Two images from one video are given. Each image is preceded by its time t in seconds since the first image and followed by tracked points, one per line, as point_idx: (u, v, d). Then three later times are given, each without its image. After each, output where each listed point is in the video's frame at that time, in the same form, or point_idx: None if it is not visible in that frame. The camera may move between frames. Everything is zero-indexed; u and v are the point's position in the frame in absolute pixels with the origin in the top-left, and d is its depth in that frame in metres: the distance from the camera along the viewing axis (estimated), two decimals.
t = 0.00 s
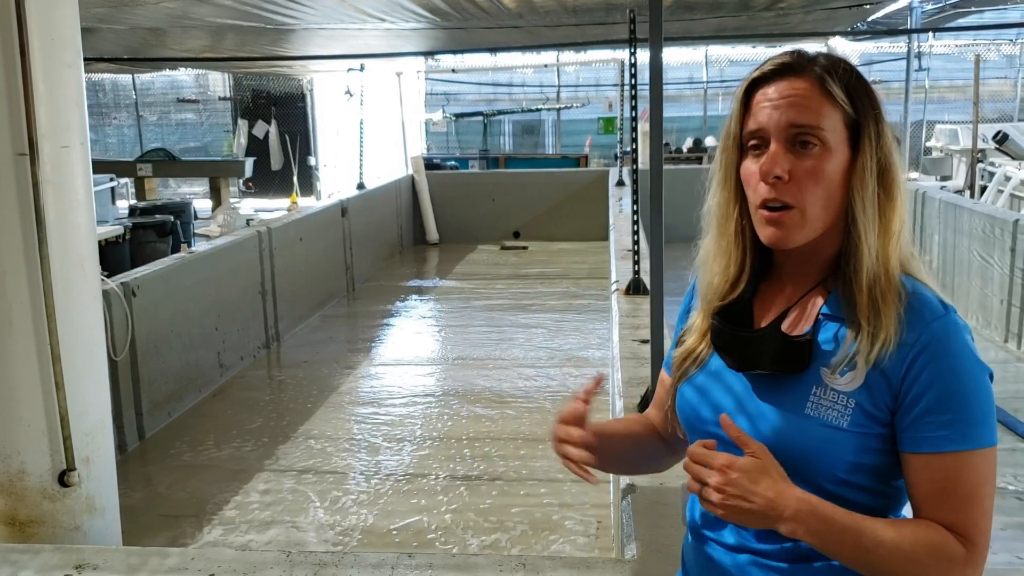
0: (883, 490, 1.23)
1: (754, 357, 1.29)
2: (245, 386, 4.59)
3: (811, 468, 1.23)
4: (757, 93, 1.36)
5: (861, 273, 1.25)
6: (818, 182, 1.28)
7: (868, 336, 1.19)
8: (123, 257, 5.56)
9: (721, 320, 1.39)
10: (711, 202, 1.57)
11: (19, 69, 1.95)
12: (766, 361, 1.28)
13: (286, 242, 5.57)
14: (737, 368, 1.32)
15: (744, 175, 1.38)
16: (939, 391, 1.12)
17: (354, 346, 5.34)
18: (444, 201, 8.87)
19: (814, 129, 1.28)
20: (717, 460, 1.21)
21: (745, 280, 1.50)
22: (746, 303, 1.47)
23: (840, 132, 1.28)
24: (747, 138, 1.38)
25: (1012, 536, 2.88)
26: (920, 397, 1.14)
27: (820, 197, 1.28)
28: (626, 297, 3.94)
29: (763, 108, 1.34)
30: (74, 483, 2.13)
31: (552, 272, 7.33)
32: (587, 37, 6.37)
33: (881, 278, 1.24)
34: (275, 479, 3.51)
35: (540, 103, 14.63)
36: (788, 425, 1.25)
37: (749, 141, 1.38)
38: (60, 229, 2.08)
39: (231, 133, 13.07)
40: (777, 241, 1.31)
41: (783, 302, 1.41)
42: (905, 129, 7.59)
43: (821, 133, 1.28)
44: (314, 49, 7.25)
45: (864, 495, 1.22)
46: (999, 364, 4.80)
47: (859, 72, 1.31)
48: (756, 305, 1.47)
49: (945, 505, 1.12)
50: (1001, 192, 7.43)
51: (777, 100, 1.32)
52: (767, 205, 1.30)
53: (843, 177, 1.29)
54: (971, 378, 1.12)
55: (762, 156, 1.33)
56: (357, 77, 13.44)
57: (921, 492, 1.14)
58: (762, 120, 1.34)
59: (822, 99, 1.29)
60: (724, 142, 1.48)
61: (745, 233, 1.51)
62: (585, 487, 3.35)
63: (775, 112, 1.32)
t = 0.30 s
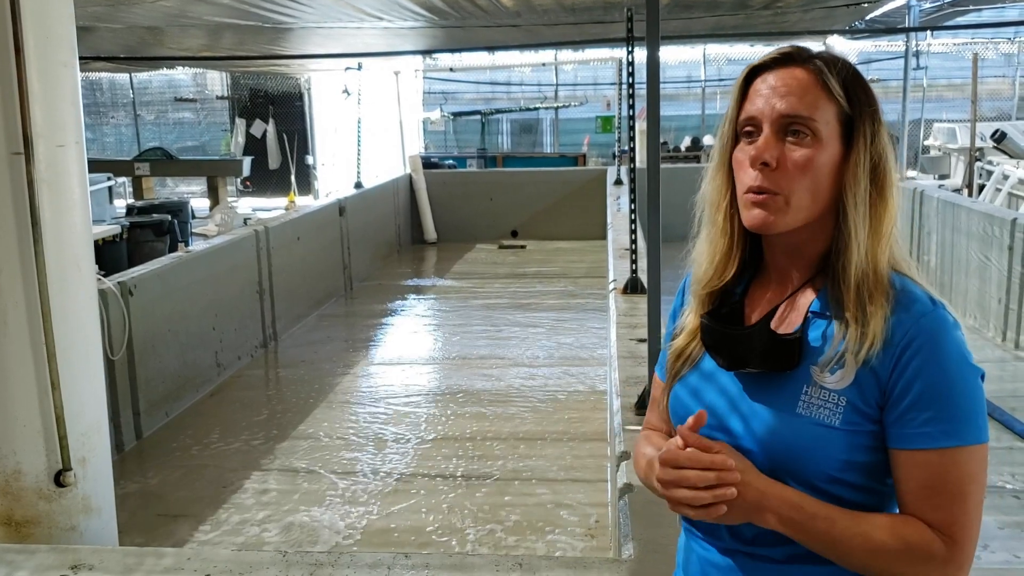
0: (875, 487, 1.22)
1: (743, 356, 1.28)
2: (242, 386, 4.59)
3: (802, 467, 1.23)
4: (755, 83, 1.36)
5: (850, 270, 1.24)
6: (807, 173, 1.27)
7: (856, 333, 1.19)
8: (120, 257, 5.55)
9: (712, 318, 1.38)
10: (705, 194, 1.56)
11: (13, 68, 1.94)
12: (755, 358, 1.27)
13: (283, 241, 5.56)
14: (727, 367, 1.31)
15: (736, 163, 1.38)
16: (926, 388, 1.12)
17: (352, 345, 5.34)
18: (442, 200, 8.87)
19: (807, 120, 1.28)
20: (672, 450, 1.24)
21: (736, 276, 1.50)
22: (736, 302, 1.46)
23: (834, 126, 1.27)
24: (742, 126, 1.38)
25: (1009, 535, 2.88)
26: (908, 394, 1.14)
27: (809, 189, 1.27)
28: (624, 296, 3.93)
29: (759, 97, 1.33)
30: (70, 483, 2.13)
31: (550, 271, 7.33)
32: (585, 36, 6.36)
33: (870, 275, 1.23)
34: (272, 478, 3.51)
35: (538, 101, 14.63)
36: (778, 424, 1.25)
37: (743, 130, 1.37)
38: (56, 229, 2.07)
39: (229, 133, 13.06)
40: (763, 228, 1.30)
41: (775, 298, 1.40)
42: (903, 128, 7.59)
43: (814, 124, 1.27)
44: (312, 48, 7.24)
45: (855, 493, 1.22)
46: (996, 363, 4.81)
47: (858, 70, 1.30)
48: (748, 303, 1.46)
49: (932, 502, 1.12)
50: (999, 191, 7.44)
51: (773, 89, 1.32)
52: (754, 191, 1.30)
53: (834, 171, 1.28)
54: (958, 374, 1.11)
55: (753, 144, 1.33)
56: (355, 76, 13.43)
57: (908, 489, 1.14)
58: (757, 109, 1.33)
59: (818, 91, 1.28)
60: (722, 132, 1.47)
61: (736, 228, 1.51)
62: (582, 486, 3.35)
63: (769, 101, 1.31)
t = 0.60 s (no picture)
0: (875, 488, 1.23)
1: (743, 357, 1.27)
2: (240, 386, 4.58)
3: (802, 467, 1.23)
4: (750, 86, 1.36)
5: (848, 273, 1.24)
6: (805, 177, 1.27)
7: (854, 334, 1.19)
8: (118, 257, 5.55)
9: (710, 320, 1.37)
10: (700, 195, 1.56)
11: (10, 68, 1.94)
12: (754, 360, 1.26)
13: (280, 241, 5.55)
14: (726, 369, 1.31)
15: (733, 167, 1.38)
16: (925, 388, 1.12)
17: (350, 345, 5.33)
18: (440, 200, 8.86)
19: (804, 123, 1.27)
20: (666, 445, 1.26)
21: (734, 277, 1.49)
22: (732, 302, 1.46)
23: (831, 129, 1.27)
24: (738, 129, 1.38)
25: (1006, 535, 2.89)
26: (906, 394, 1.14)
27: (807, 193, 1.27)
28: (621, 296, 3.93)
29: (756, 100, 1.33)
30: (67, 484, 2.13)
31: (548, 271, 7.33)
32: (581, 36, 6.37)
33: (867, 278, 1.23)
34: (270, 479, 3.50)
35: (536, 101, 14.63)
36: (778, 425, 1.24)
37: (740, 133, 1.37)
38: (53, 229, 2.07)
39: (227, 132, 13.06)
40: (761, 233, 1.30)
41: (773, 300, 1.41)
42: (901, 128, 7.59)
43: (811, 127, 1.27)
44: (310, 48, 7.23)
45: (856, 494, 1.22)
46: (993, 364, 4.82)
47: (855, 71, 1.30)
48: (745, 305, 1.46)
49: (932, 503, 1.12)
50: (997, 191, 7.44)
51: (770, 92, 1.31)
52: (753, 196, 1.30)
53: (831, 174, 1.28)
54: (956, 375, 1.12)
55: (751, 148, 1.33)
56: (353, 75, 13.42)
57: (907, 489, 1.14)
58: (754, 112, 1.33)
59: (815, 95, 1.28)
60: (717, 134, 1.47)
61: (733, 229, 1.50)
62: (580, 486, 3.35)
63: (767, 104, 1.31)
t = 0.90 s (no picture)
0: (879, 487, 1.23)
1: (750, 359, 1.26)
2: (239, 385, 4.58)
3: (808, 468, 1.23)
4: (761, 85, 1.36)
5: (856, 272, 1.25)
6: (817, 176, 1.27)
7: (861, 334, 1.19)
8: (116, 256, 5.55)
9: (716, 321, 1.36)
10: (705, 194, 1.56)
11: (10, 67, 1.94)
12: (762, 363, 1.25)
13: (279, 241, 5.54)
14: (733, 371, 1.29)
15: (742, 166, 1.37)
16: (933, 389, 1.13)
17: (349, 344, 5.33)
18: (438, 200, 8.86)
19: (818, 123, 1.28)
20: (672, 444, 1.26)
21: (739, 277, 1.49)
22: (734, 302, 1.46)
23: (843, 129, 1.28)
24: (748, 128, 1.38)
25: (1005, 533, 2.90)
26: (914, 394, 1.14)
27: (819, 192, 1.28)
28: (620, 296, 3.93)
29: (767, 100, 1.33)
30: (67, 482, 2.13)
31: (546, 270, 7.33)
32: (579, 35, 6.37)
33: (875, 278, 1.23)
34: (270, 478, 3.50)
35: (535, 100, 14.63)
36: (785, 426, 1.24)
37: (750, 132, 1.37)
38: (53, 229, 2.07)
39: (226, 132, 13.06)
40: (773, 232, 1.30)
41: (776, 299, 1.41)
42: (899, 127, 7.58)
43: (825, 127, 1.27)
44: (308, 48, 7.23)
45: (861, 493, 1.22)
46: (991, 362, 4.83)
47: (865, 71, 1.31)
48: (747, 305, 1.46)
49: (936, 502, 1.13)
50: (995, 190, 7.45)
51: (783, 91, 1.31)
52: (765, 196, 1.30)
53: (842, 174, 1.28)
54: (961, 376, 1.12)
55: (763, 147, 1.32)
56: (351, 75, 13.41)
57: (912, 488, 1.15)
58: (766, 111, 1.33)
59: (828, 94, 1.28)
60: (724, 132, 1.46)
61: (739, 228, 1.50)
62: (578, 484, 3.36)
63: (780, 103, 1.31)
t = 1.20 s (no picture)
0: (885, 486, 1.24)
1: (760, 355, 1.26)
2: (238, 385, 4.59)
3: (815, 467, 1.23)
4: (765, 88, 1.35)
5: (865, 270, 1.25)
6: (825, 177, 1.28)
7: (871, 332, 1.19)
8: (115, 256, 5.54)
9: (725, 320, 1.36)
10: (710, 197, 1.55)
11: (11, 68, 1.94)
12: (773, 360, 1.25)
13: (278, 241, 5.54)
14: (741, 369, 1.29)
15: (749, 169, 1.37)
16: (942, 388, 1.13)
17: (348, 344, 5.33)
18: (437, 199, 8.86)
19: (824, 124, 1.28)
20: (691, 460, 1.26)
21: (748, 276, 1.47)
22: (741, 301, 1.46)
23: (848, 128, 1.28)
24: (753, 132, 1.37)
25: (1005, 532, 2.90)
26: (923, 392, 1.15)
27: (828, 192, 1.28)
28: (620, 295, 3.93)
29: (771, 103, 1.33)
30: (68, 482, 2.13)
31: (545, 270, 7.33)
32: (579, 35, 6.37)
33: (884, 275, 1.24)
34: (270, 477, 3.50)
35: (534, 100, 14.63)
36: (794, 424, 1.24)
37: (755, 136, 1.37)
38: (54, 229, 2.08)
39: (225, 132, 13.06)
40: (783, 234, 1.30)
41: (785, 297, 1.41)
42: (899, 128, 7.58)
43: (830, 128, 1.28)
44: (308, 48, 7.22)
45: (868, 493, 1.23)
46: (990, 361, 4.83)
47: (867, 70, 1.31)
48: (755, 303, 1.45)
49: (944, 500, 1.14)
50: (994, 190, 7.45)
51: (787, 94, 1.31)
52: (774, 199, 1.30)
53: (848, 173, 1.29)
54: (969, 374, 1.13)
55: (770, 150, 1.32)
56: (350, 75, 13.40)
57: (920, 486, 1.16)
58: (770, 115, 1.33)
59: (832, 95, 1.29)
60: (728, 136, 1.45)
61: (746, 229, 1.49)
62: (578, 483, 3.36)
63: (785, 105, 1.31)
